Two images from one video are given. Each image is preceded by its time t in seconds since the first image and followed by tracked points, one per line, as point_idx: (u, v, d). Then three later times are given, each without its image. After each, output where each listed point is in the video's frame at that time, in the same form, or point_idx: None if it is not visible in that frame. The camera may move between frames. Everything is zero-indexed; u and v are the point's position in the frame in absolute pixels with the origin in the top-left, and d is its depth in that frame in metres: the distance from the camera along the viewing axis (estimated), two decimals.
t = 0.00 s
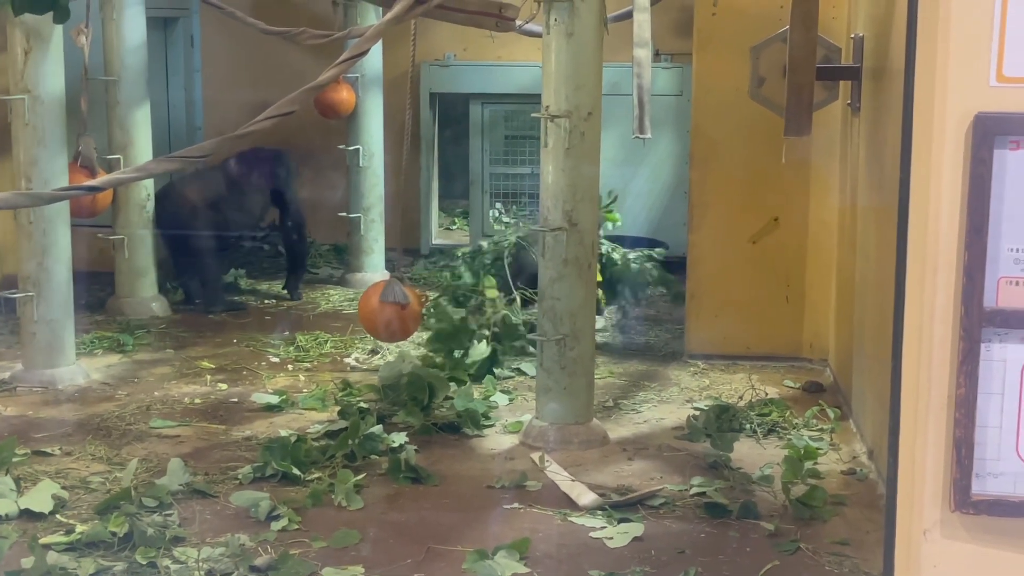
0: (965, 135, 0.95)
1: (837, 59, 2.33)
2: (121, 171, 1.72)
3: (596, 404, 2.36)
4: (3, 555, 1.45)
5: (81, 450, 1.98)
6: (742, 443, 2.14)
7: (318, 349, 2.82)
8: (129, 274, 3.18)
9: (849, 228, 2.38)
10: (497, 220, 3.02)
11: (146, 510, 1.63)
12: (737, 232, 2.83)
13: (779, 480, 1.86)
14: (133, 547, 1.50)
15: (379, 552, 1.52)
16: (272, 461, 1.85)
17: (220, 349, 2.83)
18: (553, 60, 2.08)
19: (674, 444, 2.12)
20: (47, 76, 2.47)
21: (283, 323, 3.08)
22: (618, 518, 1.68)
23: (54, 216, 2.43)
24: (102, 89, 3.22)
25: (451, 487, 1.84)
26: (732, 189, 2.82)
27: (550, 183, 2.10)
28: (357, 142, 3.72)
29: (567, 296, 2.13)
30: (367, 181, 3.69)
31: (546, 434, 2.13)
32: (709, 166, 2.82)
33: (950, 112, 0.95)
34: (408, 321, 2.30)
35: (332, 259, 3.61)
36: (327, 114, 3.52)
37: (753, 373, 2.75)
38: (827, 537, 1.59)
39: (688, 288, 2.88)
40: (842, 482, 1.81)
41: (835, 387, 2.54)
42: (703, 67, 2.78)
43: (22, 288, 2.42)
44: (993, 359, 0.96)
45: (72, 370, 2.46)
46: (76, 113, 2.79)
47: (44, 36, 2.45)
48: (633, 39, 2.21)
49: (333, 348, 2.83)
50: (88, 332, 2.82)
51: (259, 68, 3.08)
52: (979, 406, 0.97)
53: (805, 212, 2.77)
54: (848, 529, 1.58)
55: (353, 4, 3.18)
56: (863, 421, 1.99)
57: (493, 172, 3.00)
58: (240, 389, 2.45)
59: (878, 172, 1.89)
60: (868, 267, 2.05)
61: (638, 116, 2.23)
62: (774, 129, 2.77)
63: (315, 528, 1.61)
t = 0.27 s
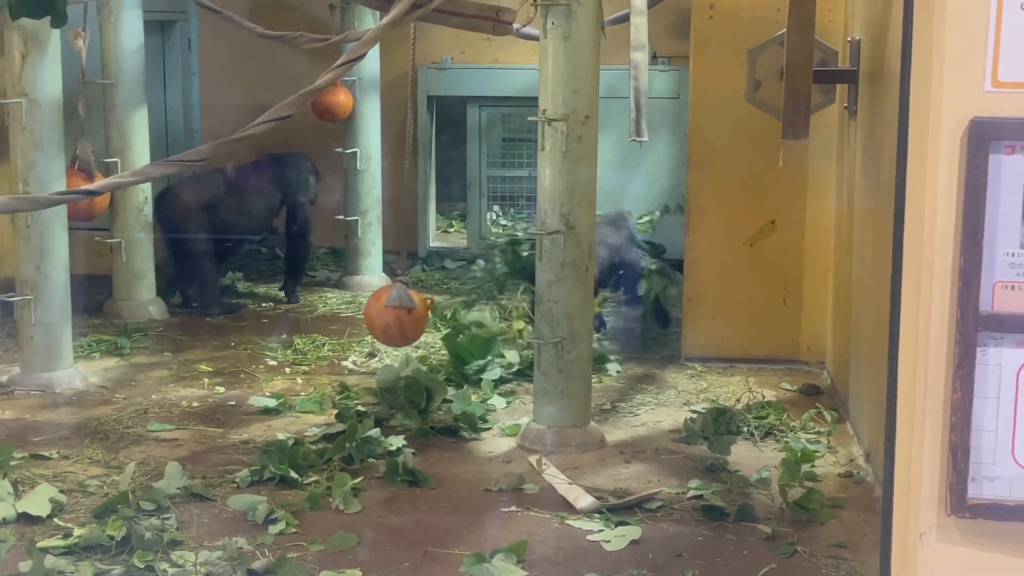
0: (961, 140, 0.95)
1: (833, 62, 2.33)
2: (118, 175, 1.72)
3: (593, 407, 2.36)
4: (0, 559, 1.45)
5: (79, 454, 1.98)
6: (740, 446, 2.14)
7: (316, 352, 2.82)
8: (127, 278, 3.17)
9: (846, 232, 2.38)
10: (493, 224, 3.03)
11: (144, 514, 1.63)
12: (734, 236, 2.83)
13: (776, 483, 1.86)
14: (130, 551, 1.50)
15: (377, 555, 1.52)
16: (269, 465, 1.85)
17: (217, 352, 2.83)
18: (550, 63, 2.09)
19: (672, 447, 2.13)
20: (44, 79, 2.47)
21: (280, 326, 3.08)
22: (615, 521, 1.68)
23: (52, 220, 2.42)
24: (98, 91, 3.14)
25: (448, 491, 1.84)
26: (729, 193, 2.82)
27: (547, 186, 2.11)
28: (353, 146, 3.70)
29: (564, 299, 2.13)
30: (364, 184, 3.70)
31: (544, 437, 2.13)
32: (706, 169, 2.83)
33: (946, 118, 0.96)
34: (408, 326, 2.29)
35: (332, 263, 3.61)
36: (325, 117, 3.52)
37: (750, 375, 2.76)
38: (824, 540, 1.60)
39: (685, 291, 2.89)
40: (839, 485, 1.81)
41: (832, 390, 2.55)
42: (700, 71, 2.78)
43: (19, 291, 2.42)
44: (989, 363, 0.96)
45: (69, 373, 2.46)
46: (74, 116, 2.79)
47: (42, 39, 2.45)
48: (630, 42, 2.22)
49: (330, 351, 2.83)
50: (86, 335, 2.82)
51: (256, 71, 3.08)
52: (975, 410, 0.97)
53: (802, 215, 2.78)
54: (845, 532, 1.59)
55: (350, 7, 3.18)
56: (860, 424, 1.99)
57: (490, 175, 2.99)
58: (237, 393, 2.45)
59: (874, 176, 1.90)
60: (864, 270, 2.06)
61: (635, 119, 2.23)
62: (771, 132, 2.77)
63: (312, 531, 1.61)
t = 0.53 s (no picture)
0: (960, 142, 0.96)
1: (833, 65, 2.34)
2: (118, 178, 1.72)
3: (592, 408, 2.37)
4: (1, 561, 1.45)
5: (79, 456, 1.98)
6: (739, 447, 2.14)
7: (315, 353, 2.82)
8: (127, 279, 3.12)
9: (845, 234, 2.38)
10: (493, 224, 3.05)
11: (144, 515, 1.63)
12: (733, 237, 2.84)
13: (776, 485, 1.86)
14: (131, 552, 1.50)
15: (378, 557, 1.52)
16: (269, 466, 1.85)
17: (216, 354, 2.83)
18: (550, 65, 2.09)
19: (671, 448, 2.13)
20: (44, 81, 2.47)
21: (279, 328, 3.08)
22: (615, 522, 1.68)
23: (52, 222, 2.42)
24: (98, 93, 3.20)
25: (449, 492, 1.85)
26: (728, 195, 2.83)
27: (547, 188, 2.11)
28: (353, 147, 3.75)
29: (564, 301, 2.13)
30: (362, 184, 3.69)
31: (543, 438, 2.13)
32: (704, 171, 2.83)
33: (946, 120, 0.96)
34: (409, 331, 2.28)
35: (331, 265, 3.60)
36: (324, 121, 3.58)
37: (749, 377, 2.76)
38: (824, 541, 1.60)
39: (684, 293, 2.89)
40: (838, 486, 1.82)
41: (831, 392, 2.55)
42: (698, 73, 2.79)
43: (19, 293, 2.41)
44: (989, 365, 0.96)
45: (69, 375, 2.46)
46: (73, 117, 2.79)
47: (41, 42, 2.45)
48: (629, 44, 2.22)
49: (330, 352, 2.83)
50: (85, 337, 2.82)
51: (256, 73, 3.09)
52: (975, 411, 0.97)
53: (801, 217, 2.78)
54: (844, 533, 1.59)
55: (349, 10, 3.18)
56: (859, 425, 1.99)
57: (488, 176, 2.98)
58: (237, 394, 2.45)
59: (874, 178, 1.90)
60: (863, 271, 2.06)
61: (633, 120, 2.23)
62: (769, 134, 2.77)
63: (313, 533, 1.61)
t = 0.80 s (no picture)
0: (959, 144, 0.96)
1: (830, 67, 2.34)
2: (118, 179, 1.72)
3: (590, 410, 2.37)
4: None
5: (77, 457, 1.97)
6: (737, 449, 2.14)
7: (313, 355, 2.82)
8: (125, 281, 3.09)
9: (843, 236, 2.39)
10: (490, 226, 3.28)
11: (143, 517, 1.63)
12: (731, 239, 2.84)
13: (773, 486, 1.86)
14: (130, 554, 1.49)
15: (377, 558, 1.52)
16: (268, 468, 1.85)
17: (214, 356, 2.82)
18: (548, 68, 2.09)
19: (669, 450, 2.13)
20: (43, 83, 2.47)
21: (277, 330, 3.08)
22: (613, 523, 1.68)
23: (50, 224, 2.42)
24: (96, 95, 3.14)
25: (447, 493, 1.85)
26: (726, 197, 2.82)
27: (545, 190, 2.11)
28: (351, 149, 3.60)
29: (562, 303, 2.13)
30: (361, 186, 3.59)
31: (541, 440, 2.13)
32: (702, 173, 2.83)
33: (944, 121, 0.96)
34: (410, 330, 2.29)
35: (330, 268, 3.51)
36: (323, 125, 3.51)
37: (746, 379, 2.76)
38: (822, 543, 1.60)
39: (681, 295, 2.89)
40: (836, 488, 1.82)
41: (828, 393, 2.55)
42: (696, 75, 2.79)
43: (17, 295, 2.41)
44: (988, 366, 0.97)
45: (66, 377, 2.46)
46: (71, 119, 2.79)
47: (40, 44, 2.45)
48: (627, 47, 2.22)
49: (328, 354, 2.83)
50: (83, 339, 2.81)
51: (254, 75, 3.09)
52: (974, 412, 0.97)
53: (799, 219, 2.78)
54: (843, 535, 1.59)
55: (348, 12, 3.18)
56: (857, 426, 1.99)
57: (486, 178, 3.27)
58: (235, 396, 2.45)
59: (871, 180, 1.91)
60: (861, 273, 2.06)
61: (631, 123, 2.24)
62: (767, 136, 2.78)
63: (312, 534, 1.61)
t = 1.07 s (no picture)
0: (948, 147, 0.97)
1: (823, 69, 2.35)
2: (111, 180, 1.72)
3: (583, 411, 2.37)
4: None
5: (70, 458, 1.97)
6: (729, 451, 2.15)
7: (306, 356, 2.82)
8: (118, 281, 3.09)
9: (835, 238, 2.39)
10: (484, 228, 3.28)
11: (136, 517, 1.63)
12: (723, 241, 2.84)
13: (765, 488, 1.87)
14: (122, 554, 1.50)
15: (369, 559, 1.53)
16: (260, 469, 1.85)
17: (207, 356, 2.82)
18: (541, 69, 2.10)
19: (662, 451, 2.13)
20: (36, 83, 2.47)
21: (270, 331, 3.08)
22: (606, 525, 1.69)
23: (43, 224, 2.42)
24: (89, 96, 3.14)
25: (440, 495, 1.85)
26: (718, 199, 2.83)
27: (538, 192, 2.12)
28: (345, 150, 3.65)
29: (555, 304, 2.14)
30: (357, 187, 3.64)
31: (534, 442, 2.13)
32: (695, 175, 2.84)
33: (934, 124, 0.97)
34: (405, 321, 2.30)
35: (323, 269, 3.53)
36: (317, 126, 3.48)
37: (739, 380, 2.77)
38: (813, 544, 1.61)
39: (674, 297, 2.89)
40: (828, 489, 1.82)
41: (821, 395, 2.56)
42: (689, 77, 2.79)
43: (9, 295, 2.41)
44: (976, 368, 0.97)
45: (59, 378, 2.45)
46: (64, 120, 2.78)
47: (33, 45, 2.45)
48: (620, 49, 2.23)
49: (322, 355, 2.83)
50: (76, 339, 2.81)
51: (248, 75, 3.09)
52: (963, 414, 0.98)
53: (792, 221, 2.79)
54: (834, 536, 1.60)
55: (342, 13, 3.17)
56: (849, 428, 2.00)
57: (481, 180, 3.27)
58: (228, 397, 2.45)
59: (863, 183, 1.92)
60: (853, 275, 2.07)
61: (624, 124, 2.24)
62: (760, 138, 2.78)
63: (304, 535, 1.61)
